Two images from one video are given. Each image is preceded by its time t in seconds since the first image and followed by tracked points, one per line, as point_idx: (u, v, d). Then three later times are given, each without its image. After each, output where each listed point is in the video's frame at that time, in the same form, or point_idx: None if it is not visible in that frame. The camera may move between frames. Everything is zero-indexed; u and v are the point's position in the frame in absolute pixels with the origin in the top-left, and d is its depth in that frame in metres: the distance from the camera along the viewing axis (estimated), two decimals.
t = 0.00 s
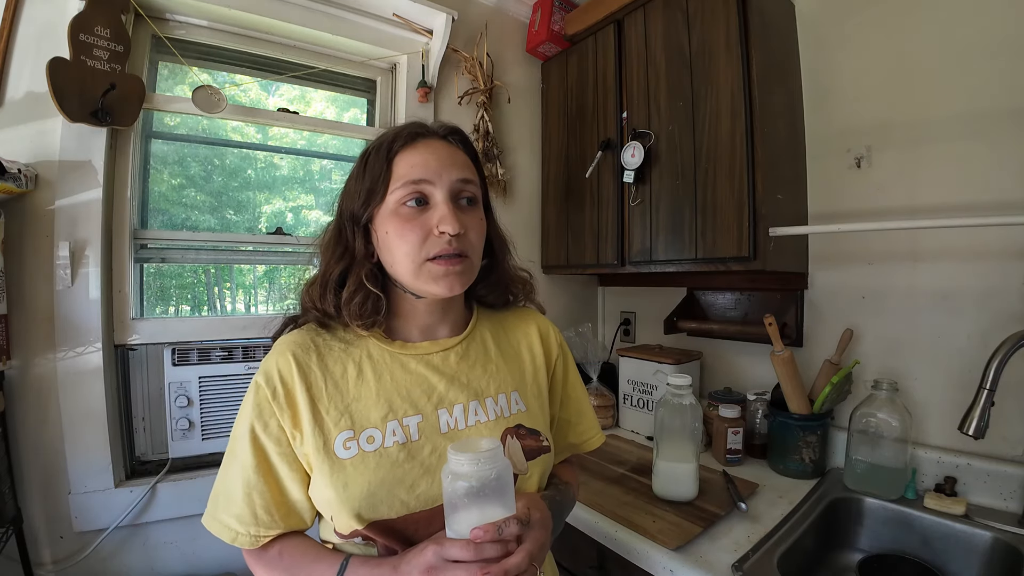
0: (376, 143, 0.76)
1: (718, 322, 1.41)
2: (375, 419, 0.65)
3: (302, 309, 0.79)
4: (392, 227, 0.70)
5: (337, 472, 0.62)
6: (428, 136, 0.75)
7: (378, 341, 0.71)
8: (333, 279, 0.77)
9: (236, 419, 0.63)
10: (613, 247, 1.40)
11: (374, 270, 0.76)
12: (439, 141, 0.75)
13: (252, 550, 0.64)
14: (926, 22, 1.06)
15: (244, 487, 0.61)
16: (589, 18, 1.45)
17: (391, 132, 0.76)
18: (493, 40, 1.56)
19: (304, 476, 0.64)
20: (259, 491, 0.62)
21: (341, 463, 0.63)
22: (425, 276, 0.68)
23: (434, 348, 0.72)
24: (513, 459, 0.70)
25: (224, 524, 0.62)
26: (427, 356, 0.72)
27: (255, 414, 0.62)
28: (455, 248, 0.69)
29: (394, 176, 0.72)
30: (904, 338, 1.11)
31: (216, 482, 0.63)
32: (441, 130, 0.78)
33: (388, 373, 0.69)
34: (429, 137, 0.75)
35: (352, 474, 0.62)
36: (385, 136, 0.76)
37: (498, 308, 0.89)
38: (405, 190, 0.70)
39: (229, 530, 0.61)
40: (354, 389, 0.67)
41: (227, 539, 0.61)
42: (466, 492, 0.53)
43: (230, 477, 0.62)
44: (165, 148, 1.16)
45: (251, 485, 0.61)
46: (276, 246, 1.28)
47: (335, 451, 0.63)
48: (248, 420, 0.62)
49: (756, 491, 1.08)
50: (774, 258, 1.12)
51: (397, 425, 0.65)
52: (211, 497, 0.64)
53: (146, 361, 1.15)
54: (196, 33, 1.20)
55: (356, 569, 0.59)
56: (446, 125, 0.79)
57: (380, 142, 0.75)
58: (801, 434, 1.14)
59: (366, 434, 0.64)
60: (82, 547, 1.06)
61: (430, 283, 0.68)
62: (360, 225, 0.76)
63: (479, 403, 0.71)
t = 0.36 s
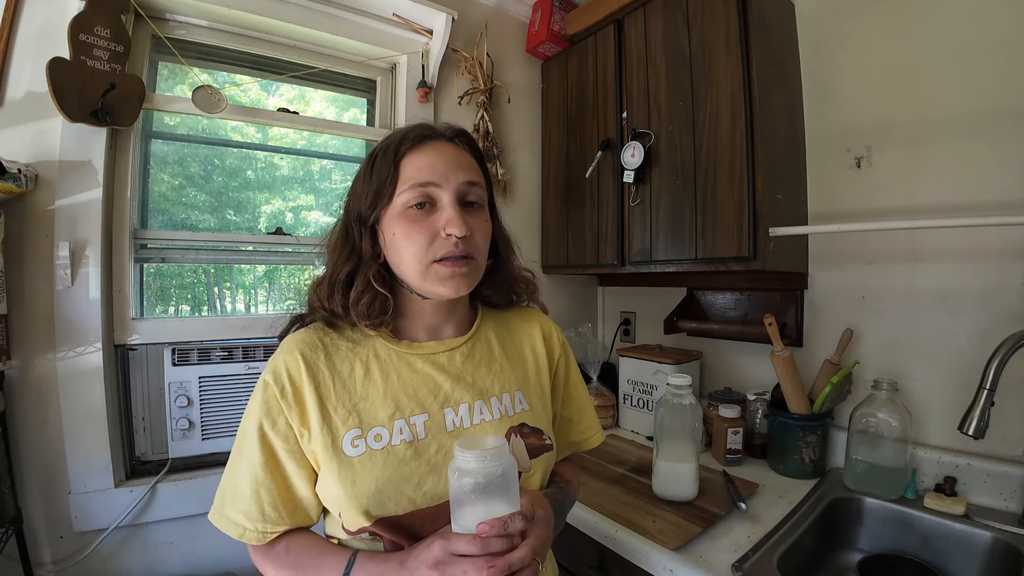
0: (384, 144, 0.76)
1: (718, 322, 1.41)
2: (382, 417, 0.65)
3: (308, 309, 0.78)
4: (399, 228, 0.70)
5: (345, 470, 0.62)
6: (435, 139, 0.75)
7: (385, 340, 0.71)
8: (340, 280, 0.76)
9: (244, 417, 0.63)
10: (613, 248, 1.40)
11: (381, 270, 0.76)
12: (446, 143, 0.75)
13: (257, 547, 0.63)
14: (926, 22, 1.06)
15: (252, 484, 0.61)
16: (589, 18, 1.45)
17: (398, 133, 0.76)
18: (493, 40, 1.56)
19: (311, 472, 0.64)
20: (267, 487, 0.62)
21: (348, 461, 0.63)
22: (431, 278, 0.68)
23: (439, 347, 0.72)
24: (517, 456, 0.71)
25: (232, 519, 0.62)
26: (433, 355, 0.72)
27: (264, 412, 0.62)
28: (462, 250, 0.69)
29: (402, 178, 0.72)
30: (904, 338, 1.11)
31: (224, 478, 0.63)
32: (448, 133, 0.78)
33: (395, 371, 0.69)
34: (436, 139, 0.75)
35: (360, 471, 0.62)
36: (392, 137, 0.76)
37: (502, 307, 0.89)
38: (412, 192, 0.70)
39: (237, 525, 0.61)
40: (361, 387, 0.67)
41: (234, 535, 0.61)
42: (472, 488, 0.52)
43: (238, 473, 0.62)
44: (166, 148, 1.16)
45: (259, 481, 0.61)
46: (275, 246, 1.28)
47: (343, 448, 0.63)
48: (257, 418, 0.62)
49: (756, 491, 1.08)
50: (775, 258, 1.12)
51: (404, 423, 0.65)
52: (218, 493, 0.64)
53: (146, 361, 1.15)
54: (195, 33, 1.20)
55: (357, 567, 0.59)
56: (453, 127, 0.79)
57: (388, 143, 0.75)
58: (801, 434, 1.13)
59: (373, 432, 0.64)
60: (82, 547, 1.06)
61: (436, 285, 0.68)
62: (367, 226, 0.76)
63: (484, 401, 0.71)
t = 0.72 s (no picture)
0: (388, 145, 0.76)
1: (718, 322, 1.41)
2: (387, 416, 0.65)
3: (313, 309, 0.78)
4: (403, 230, 0.70)
5: (349, 467, 0.62)
6: (439, 140, 0.75)
7: (389, 339, 0.71)
8: (345, 280, 0.76)
9: (249, 415, 0.63)
10: (613, 248, 1.40)
11: (385, 271, 0.76)
12: (450, 144, 0.75)
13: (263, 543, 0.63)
14: (925, 22, 1.06)
15: (259, 481, 0.61)
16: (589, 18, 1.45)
17: (402, 134, 0.76)
18: (493, 41, 1.56)
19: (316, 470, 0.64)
20: (273, 485, 0.62)
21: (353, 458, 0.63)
22: (435, 279, 0.68)
23: (443, 347, 0.72)
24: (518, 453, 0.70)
25: (239, 516, 0.62)
26: (437, 354, 0.72)
27: (270, 410, 0.62)
28: (465, 252, 0.69)
29: (406, 179, 0.72)
30: (904, 338, 1.11)
31: (231, 476, 0.63)
32: (452, 134, 0.78)
33: (400, 370, 0.69)
34: (440, 141, 0.75)
35: (365, 468, 0.62)
36: (396, 138, 0.76)
37: (504, 306, 0.89)
38: (416, 194, 0.70)
39: (244, 522, 0.61)
40: (366, 386, 0.67)
41: (241, 531, 0.62)
42: (475, 484, 0.52)
43: (244, 470, 0.63)
44: (166, 148, 1.16)
45: (265, 479, 0.61)
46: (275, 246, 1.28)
47: (348, 446, 0.63)
48: (263, 416, 0.62)
49: (756, 491, 1.08)
50: (774, 258, 1.12)
51: (408, 422, 0.66)
52: (224, 490, 0.64)
53: (146, 361, 1.15)
54: (196, 33, 1.20)
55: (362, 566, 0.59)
56: (457, 129, 0.79)
57: (392, 144, 0.75)
58: (801, 434, 1.13)
59: (378, 430, 0.64)
60: (82, 547, 1.06)
61: (440, 286, 0.68)
62: (371, 226, 0.76)
63: (487, 400, 0.71)
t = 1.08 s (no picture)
0: (377, 166, 0.76)
1: (718, 322, 1.41)
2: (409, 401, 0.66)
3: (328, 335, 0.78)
4: (418, 249, 0.70)
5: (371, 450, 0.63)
6: (427, 152, 0.74)
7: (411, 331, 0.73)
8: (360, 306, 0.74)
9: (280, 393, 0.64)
10: (613, 248, 1.40)
11: (398, 291, 0.76)
12: (439, 154, 0.74)
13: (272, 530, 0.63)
14: (925, 22, 1.06)
15: (286, 459, 0.62)
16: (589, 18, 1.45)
17: (390, 153, 0.75)
18: (493, 40, 1.56)
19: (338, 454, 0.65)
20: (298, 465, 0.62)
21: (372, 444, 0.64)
22: (461, 288, 0.69)
23: (462, 339, 0.73)
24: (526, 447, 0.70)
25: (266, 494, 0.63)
26: (456, 345, 0.72)
27: (299, 388, 0.63)
28: (482, 256, 0.69)
29: (405, 201, 0.71)
30: (903, 338, 1.11)
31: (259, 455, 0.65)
32: (437, 142, 0.76)
33: (422, 359, 0.70)
34: (429, 153, 0.74)
35: (386, 449, 0.64)
36: (383, 158, 0.75)
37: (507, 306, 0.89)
38: (419, 212, 0.70)
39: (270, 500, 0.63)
40: (390, 371, 0.68)
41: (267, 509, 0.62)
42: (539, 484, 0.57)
43: (272, 449, 0.64)
44: (166, 148, 1.16)
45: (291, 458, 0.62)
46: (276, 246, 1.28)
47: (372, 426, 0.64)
48: (292, 393, 0.63)
49: (756, 491, 1.08)
50: (774, 258, 1.12)
51: (429, 407, 0.66)
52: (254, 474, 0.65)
53: (146, 360, 1.15)
54: (196, 33, 1.20)
55: (347, 530, 0.57)
56: (442, 136, 0.78)
57: (381, 165, 0.75)
58: (801, 434, 1.14)
59: (400, 413, 0.65)
60: (82, 547, 1.06)
61: (468, 294, 0.69)
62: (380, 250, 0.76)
63: (502, 394, 0.72)
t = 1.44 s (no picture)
0: (378, 164, 0.76)
1: (718, 321, 1.41)
2: (408, 405, 0.67)
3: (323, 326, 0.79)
4: (407, 247, 0.71)
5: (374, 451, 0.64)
6: (426, 155, 0.74)
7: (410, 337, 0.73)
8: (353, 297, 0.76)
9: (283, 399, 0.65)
10: (613, 247, 1.40)
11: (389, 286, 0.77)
12: (436, 157, 0.74)
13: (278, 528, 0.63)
14: (925, 22, 1.06)
15: (289, 459, 0.62)
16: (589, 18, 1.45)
17: (390, 154, 0.75)
18: (493, 40, 1.56)
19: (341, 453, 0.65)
20: (301, 466, 0.62)
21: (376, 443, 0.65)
22: (444, 289, 0.69)
23: (460, 340, 0.73)
24: (525, 440, 0.70)
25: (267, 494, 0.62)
26: (456, 346, 0.73)
27: (301, 393, 0.64)
28: (467, 260, 0.69)
29: (400, 199, 0.72)
30: (903, 338, 1.11)
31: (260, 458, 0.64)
32: (436, 145, 0.76)
33: (421, 363, 0.71)
34: (427, 156, 0.74)
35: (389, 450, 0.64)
36: (385, 158, 0.76)
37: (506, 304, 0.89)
38: (411, 210, 0.71)
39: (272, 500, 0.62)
40: (389, 375, 0.68)
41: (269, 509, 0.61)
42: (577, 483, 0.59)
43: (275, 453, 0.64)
44: (166, 147, 1.16)
45: (296, 458, 0.62)
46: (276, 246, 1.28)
47: (373, 431, 0.65)
48: (296, 398, 0.63)
49: (756, 491, 1.08)
50: (774, 258, 1.12)
51: (428, 409, 0.67)
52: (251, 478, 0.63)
53: (146, 361, 1.14)
54: (196, 33, 1.20)
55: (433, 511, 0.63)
56: (442, 139, 0.77)
57: (381, 163, 0.75)
58: (801, 434, 1.14)
59: (400, 417, 0.66)
60: (82, 546, 1.06)
61: (450, 296, 0.69)
62: (373, 245, 0.77)
63: (499, 391, 0.72)
